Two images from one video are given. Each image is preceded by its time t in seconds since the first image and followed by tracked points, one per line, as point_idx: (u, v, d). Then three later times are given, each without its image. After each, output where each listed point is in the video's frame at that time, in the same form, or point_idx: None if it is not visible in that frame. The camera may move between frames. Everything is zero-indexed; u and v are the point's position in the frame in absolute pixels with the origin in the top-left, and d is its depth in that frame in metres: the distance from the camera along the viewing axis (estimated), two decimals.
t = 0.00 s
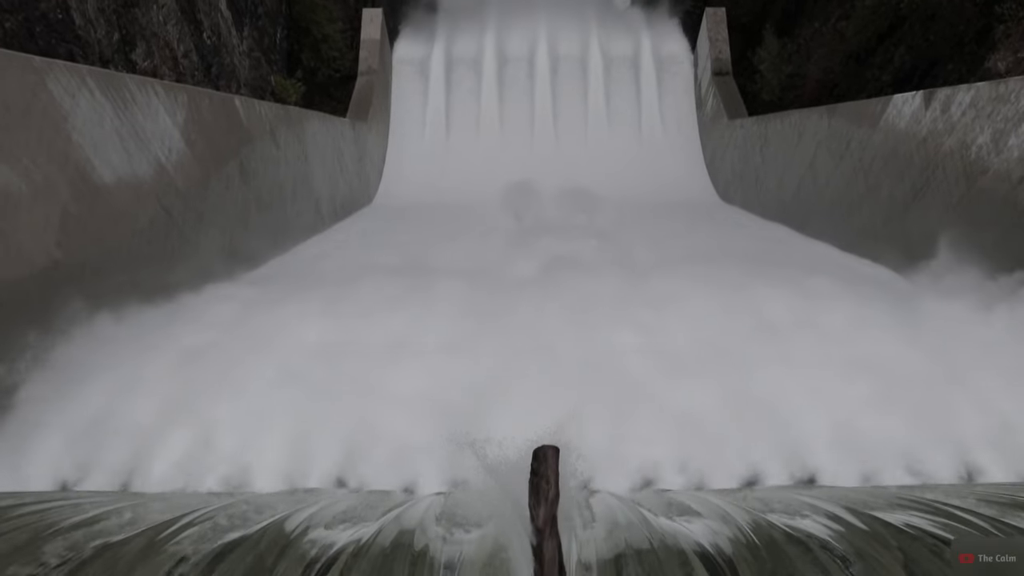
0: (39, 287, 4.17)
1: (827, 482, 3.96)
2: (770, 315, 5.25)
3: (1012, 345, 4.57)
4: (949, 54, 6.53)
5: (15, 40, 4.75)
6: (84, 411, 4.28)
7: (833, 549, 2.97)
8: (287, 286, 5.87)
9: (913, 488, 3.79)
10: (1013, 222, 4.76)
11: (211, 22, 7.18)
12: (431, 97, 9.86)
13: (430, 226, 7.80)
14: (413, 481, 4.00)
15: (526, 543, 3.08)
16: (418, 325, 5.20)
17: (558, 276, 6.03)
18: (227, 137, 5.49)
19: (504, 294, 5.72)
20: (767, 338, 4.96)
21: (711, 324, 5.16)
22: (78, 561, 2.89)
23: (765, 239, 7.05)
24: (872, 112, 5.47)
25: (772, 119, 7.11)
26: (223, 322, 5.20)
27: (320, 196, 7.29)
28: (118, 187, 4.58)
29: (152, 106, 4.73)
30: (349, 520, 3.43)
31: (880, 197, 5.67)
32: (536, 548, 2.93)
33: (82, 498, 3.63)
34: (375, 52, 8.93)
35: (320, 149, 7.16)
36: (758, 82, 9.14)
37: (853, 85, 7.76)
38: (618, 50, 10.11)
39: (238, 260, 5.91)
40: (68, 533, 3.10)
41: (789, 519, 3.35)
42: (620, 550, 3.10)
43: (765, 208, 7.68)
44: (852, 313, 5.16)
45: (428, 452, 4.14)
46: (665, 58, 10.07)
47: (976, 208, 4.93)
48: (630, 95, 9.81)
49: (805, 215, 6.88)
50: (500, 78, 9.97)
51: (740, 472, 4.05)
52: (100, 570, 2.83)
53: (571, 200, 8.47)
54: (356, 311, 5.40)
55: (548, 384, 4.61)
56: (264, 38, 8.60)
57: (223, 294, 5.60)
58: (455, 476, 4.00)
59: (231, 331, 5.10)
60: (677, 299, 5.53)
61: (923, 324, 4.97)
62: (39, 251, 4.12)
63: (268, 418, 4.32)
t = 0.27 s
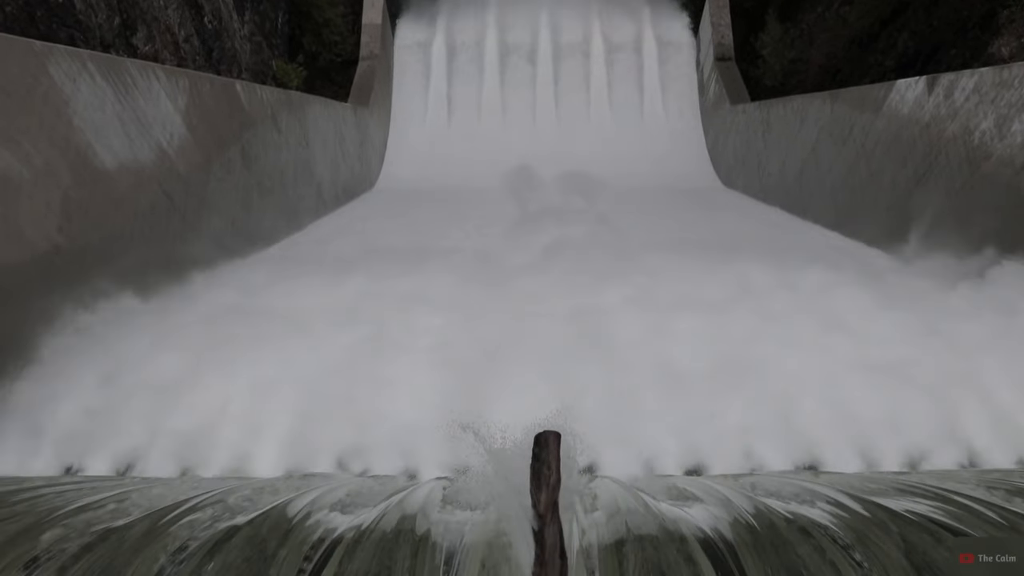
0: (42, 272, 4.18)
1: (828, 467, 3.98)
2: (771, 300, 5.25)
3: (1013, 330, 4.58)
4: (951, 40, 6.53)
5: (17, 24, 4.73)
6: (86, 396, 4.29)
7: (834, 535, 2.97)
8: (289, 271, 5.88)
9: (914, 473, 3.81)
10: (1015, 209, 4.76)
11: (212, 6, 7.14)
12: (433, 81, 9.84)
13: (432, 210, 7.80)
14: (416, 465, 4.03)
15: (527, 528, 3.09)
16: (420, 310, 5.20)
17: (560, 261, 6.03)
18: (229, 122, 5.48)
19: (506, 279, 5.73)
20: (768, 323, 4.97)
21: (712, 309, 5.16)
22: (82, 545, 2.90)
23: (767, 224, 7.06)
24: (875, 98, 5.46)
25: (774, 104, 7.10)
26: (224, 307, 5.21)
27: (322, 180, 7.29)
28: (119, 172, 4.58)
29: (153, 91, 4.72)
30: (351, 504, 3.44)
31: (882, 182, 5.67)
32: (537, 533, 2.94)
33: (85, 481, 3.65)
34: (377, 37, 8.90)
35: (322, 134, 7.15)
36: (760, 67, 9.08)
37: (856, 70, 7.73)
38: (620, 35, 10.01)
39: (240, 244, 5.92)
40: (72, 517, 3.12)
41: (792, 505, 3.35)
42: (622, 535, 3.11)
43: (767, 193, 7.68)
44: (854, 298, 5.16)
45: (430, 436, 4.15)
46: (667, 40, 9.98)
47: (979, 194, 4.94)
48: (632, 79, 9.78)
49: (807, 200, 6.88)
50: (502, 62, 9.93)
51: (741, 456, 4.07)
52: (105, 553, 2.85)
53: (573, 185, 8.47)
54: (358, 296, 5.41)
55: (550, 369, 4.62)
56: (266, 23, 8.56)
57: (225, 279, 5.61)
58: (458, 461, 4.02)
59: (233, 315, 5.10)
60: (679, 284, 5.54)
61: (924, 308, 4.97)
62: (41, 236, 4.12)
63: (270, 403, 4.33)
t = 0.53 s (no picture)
0: (44, 268, 4.18)
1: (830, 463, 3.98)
2: (773, 295, 5.25)
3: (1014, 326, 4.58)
4: (953, 35, 6.55)
5: (18, 19, 4.72)
6: (86, 395, 4.29)
7: (835, 531, 2.97)
8: (290, 267, 5.87)
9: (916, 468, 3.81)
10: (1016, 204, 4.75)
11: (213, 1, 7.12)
12: (434, 76, 9.82)
13: (433, 206, 7.79)
14: (416, 459, 4.04)
15: (529, 524, 3.09)
16: (421, 306, 5.20)
17: (561, 256, 6.03)
18: (230, 117, 5.48)
19: (507, 274, 5.72)
20: (770, 319, 4.96)
21: (714, 304, 5.16)
22: (84, 541, 2.90)
23: (768, 219, 7.05)
24: (877, 92, 5.45)
25: (776, 99, 7.09)
26: (226, 303, 5.21)
27: (323, 176, 7.28)
28: (121, 167, 4.58)
29: (153, 86, 4.72)
30: (353, 500, 3.44)
31: (884, 177, 5.66)
32: (540, 527, 2.93)
33: (86, 478, 3.66)
34: (378, 32, 8.88)
35: (323, 129, 7.13)
36: (761, 62, 9.07)
37: (857, 65, 7.72)
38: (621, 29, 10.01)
39: (242, 240, 5.91)
40: (74, 514, 3.12)
41: (794, 501, 3.34)
42: (623, 530, 3.11)
43: (769, 188, 7.67)
44: (855, 293, 5.16)
45: (432, 432, 4.15)
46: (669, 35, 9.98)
47: (980, 189, 4.93)
48: (633, 74, 9.76)
49: (808, 195, 6.88)
50: (503, 56, 9.91)
51: (743, 451, 4.07)
52: (107, 549, 2.85)
53: (574, 180, 8.46)
54: (359, 291, 5.41)
55: (552, 365, 4.62)
56: (267, 18, 8.54)
57: (227, 275, 5.61)
58: (460, 456, 4.02)
59: (234, 311, 5.10)
60: (680, 279, 5.53)
61: (926, 304, 4.96)
62: (42, 232, 4.12)
63: (272, 399, 4.33)
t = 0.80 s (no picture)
0: (45, 267, 4.18)
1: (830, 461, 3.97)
2: (774, 292, 5.24)
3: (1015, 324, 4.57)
4: (954, 31, 6.54)
5: (18, 18, 4.72)
6: (87, 394, 4.29)
7: (837, 529, 2.97)
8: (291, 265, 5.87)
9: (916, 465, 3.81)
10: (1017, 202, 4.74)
11: None
12: (434, 73, 9.80)
13: (433, 204, 7.78)
14: (417, 456, 4.04)
15: (530, 523, 3.09)
16: (422, 304, 5.20)
17: (562, 254, 6.03)
18: (230, 116, 5.47)
19: (508, 272, 5.71)
20: (771, 316, 4.96)
21: (715, 301, 5.16)
22: (85, 541, 2.90)
23: (770, 216, 7.05)
24: (878, 90, 5.44)
25: (777, 96, 7.08)
26: (226, 302, 5.21)
27: (324, 174, 7.28)
28: (121, 166, 4.58)
29: (154, 84, 4.72)
30: (354, 498, 3.45)
31: (885, 174, 5.65)
32: (540, 525, 2.92)
33: (88, 476, 3.66)
34: (379, 30, 8.88)
35: (324, 127, 7.13)
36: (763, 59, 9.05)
37: (858, 62, 7.71)
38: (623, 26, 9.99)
39: (242, 239, 5.91)
40: (76, 512, 3.12)
41: (795, 498, 3.34)
42: (624, 527, 3.11)
43: (770, 185, 7.66)
44: (856, 291, 5.15)
45: (433, 430, 4.15)
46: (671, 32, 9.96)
47: (981, 186, 4.93)
48: (634, 71, 9.75)
49: (809, 192, 6.87)
50: (504, 53, 9.90)
51: (744, 449, 4.07)
52: (108, 548, 2.86)
53: (575, 178, 8.45)
54: (360, 290, 5.41)
55: (553, 362, 4.62)
56: (268, 16, 8.53)
57: (227, 274, 5.61)
58: (461, 454, 4.03)
59: (235, 310, 5.10)
60: (681, 277, 5.53)
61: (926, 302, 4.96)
62: (43, 230, 4.12)
63: (273, 397, 4.33)
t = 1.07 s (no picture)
0: (46, 266, 4.19)
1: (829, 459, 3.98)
2: (775, 295, 5.23)
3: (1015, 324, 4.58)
4: (954, 32, 6.55)
5: (20, 16, 4.72)
6: (88, 393, 4.29)
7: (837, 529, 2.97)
8: (290, 265, 5.88)
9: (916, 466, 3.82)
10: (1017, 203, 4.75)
11: None
12: (435, 72, 9.79)
13: (434, 204, 7.79)
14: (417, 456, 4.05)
15: (530, 522, 3.09)
16: (423, 304, 5.21)
17: (563, 254, 6.03)
18: (231, 115, 5.47)
19: (508, 273, 5.72)
20: (771, 317, 4.97)
21: (715, 301, 5.16)
22: (84, 541, 2.90)
23: (771, 216, 7.05)
24: (880, 90, 5.45)
25: (778, 96, 7.08)
26: (227, 302, 5.21)
27: (325, 173, 7.28)
28: (123, 165, 4.59)
29: (155, 84, 4.72)
30: (354, 498, 3.45)
31: (885, 175, 5.66)
32: (541, 528, 2.89)
33: (87, 475, 3.66)
34: (380, 29, 8.88)
35: (325, 126, 7.13)
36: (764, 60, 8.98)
37: (859, 63, 7.72)
38: (624, 26, 10.01)
39: (243, 238, 5.92)
40: (77, 511, 3.13)
41: (794, 498, 3.34)
42: (624, 529, 3.10)
43: (770, 186, 7.66)
44: (859, 292, 5.16)
45: (434, 430, 4.16)
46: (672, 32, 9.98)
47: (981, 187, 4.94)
48: (635, 71, 9.75)
49: (810, 193, 6.87)
50: (505, 54, 9.91)
51: (743, 448, 4.08)
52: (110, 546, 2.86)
53: (575, 178, 8.45)
54: (361, 290, 5.41)
55: (553, 362, 4.62)
56: (269, 15, 8.52)
57: (228, 274, 5.62)
58: (460, 452, 4.03)
59: (236, 309, 5.10)
60: (682, 276, 5.53)
61: (927, 302, 4.97)
62: (44, 230, 4.12)
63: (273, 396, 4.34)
